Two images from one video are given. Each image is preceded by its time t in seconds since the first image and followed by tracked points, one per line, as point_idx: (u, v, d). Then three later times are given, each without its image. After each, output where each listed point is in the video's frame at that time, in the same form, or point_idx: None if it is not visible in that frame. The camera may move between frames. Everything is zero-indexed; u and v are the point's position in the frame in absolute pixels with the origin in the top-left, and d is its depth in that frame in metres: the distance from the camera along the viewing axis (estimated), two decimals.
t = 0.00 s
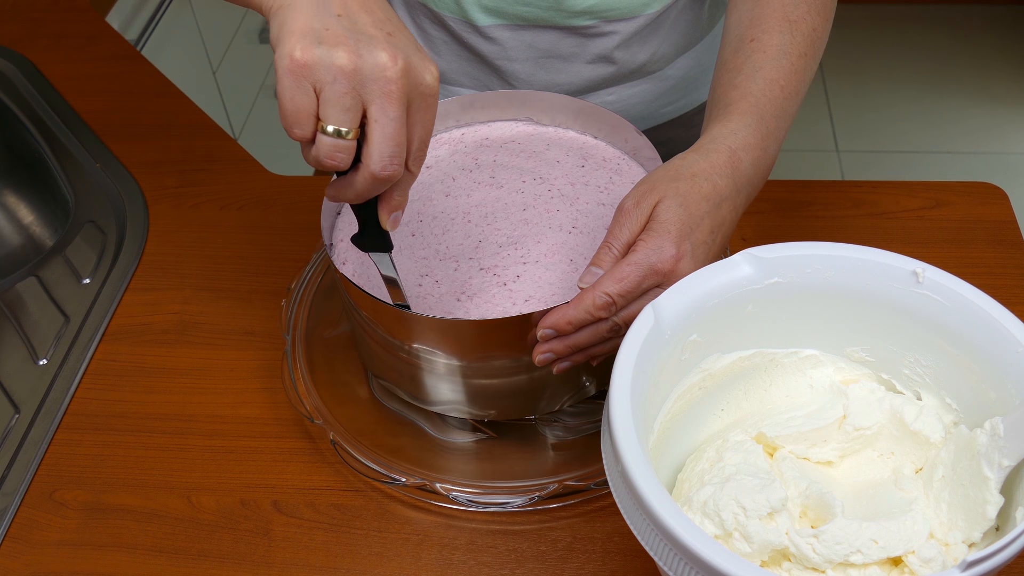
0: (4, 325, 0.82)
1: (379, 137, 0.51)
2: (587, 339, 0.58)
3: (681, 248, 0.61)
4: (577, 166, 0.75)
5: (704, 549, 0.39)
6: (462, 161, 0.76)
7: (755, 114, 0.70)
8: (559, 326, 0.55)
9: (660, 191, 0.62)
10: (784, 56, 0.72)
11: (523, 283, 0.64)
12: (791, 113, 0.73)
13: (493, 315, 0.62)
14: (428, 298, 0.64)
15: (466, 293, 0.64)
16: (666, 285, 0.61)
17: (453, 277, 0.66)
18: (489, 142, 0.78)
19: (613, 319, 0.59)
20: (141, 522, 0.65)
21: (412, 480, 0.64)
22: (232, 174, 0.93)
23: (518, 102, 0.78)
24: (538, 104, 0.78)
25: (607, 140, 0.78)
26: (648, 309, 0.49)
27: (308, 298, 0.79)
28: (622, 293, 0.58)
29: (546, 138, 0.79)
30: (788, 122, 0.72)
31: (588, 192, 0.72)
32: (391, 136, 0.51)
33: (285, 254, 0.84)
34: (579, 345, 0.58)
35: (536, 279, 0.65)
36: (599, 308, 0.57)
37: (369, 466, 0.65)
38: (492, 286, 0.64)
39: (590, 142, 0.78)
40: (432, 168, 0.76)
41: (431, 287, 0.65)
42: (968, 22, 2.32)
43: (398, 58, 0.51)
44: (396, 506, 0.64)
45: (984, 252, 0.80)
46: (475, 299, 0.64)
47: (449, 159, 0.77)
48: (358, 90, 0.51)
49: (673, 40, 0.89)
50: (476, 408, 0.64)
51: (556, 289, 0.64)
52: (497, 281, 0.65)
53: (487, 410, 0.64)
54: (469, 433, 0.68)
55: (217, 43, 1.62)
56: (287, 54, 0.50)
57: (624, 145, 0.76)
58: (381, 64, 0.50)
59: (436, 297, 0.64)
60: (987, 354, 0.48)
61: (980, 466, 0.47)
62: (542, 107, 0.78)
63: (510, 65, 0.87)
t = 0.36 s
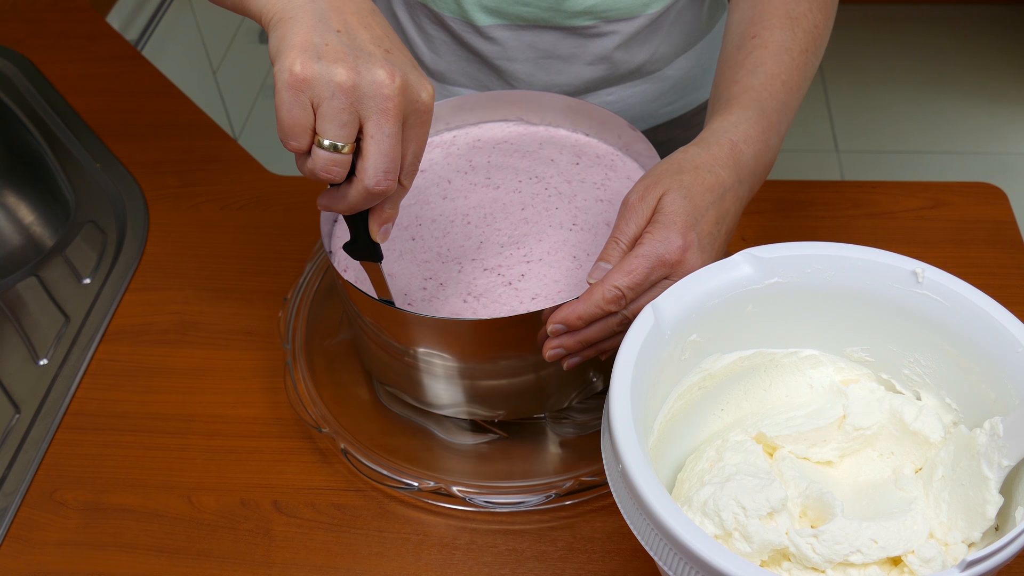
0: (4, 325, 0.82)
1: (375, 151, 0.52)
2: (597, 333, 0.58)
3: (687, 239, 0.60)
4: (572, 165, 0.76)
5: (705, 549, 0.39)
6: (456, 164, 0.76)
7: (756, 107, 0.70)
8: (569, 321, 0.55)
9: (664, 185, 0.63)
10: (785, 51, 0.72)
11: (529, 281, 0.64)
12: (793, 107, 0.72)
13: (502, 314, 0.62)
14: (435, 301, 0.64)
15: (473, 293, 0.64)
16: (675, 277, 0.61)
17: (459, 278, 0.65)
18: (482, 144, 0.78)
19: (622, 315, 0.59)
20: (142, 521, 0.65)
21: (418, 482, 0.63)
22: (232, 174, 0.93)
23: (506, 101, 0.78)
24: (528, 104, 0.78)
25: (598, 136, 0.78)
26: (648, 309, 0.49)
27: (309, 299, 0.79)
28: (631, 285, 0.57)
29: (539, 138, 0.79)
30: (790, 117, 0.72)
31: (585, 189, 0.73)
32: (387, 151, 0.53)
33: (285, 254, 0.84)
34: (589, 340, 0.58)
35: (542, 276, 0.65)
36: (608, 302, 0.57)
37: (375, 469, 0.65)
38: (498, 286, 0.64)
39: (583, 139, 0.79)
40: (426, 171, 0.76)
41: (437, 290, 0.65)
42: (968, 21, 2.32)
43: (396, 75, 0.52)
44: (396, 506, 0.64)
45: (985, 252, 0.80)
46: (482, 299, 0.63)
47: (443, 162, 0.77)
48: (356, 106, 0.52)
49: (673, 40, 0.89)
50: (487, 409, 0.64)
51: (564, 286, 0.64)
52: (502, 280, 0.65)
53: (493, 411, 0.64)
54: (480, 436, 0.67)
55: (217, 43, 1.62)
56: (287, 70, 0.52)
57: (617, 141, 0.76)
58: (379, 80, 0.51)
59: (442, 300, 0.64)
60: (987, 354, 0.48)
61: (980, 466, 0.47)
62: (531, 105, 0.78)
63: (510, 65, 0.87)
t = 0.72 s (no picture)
0: (4, 325, 0.82)
1: (361, 165, 0.54)
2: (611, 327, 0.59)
3: (695, 224, 0.60)
4: (564, 162, 0.76)
5: (705, 550, 0.39)
6: (448, 168, 0.76)
7: (756, 96, 0.70)
8: (585, 315, 0.55)
9: (668, 174, 0.63)
10: (787, 43, 0.72)
11: (537, 279, 0.64)
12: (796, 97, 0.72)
13: (515, 312, 0.61)
14: (443, 304, 0.63)
15: (482, 294, 0.63)
16: (687, 263, 0.61)
17: (467, 280, 0.65)
18: (471, 145, 0.78)
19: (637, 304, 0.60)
20: (142, 522, 0.65)
21: (419, 483, 0.63)
22: (232, 174, 0.93)
23: (494, 102, 0.78)
24: (517, 103, 0.78)
25: (587, 132, 0.79)
26: (648, 309, 0.49)
27: (309, 298, 0.79)
28: (644, 275, 0.58)
29: (529, 137, 0.79)
30: (793, 105, 0.72)
31: (580, 185, 0.73)
32: (373, 165, 0.54)
33: (285, 254, 0.84)
34: (605, 332, 0.58)
35: (550, 274, 0.65)
36: (622, 294, 0.57)
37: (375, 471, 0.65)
38: (508, 286, 0.64)
39: (572, 135, 0.79)
40: (418, 176, 0.75)
41: (445, 292, 0.64)
42: (968, 21, 2.32)
43: (386, 92, 0.53)
44: (396, 506, 0.64)
45: (985, 252, 0.80)
46: (492, 300, 0.63)
47: (435, 165, 0.76)
48: (345, 120, 0.53)
49: (673, 40, 0.89)
50: (498, 410, 0.63)
51: (573, 282, 0.64)
52: (510, 279, 0.64)
53: (501, 412, 0.63)
54: (497, 437, 0.67)
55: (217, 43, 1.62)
56: (279, 82, 0.53)
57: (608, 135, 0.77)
58: (369, 96, 0.52)
59: (451, 302, 0.63)
60: (987, 354, 0.48)
61: (980, 466, 0.47)
62: (521, 104, 0.78)
63: (511, 65, 0.87)
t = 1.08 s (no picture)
0: (4, 324, 0.82)
1: (350, 166, 0.54)
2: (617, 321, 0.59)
3: (697, 215, 0.60)
4: (559, 160, 0.76)
5: (705, 550, 0.39)
6: (444, 170, 0.76)
7: (753, 89, 0.70)
8: (592, 310, 0.55)
9: (668, 166, 0.63)
10: (786, 37, 0.72)
11: (541, 277, 0.64)
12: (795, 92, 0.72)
13: (520, 311, 0.61)
14: (448, 306, 0.62)
15: (487, 294, 0.63)
16: (692, 255, 0.60)
17: (471, 280, 0.65)
18: (465, 147, 0.78)
19: (644, 299, 0.60)
20: (142, 522, 0.65)
21: (419, 482, 0.63)
22: (232, 174, 0.93)
23: (489, 103, 0.78)
24: (510, 104, 0.78)
25: (580, 131, 0.79)
26: (648, 309, 0.49)
27: (309, 299, 0.79)
28: (650, 267, 0.57)
29: (522, 137, 0.79)
30: (792, 99, 0.72)
31: (578, 183, 0.73)
32: (362, 167, 0.54)
33: (286, 253, 0.84)
34: (612, 327, 0.58)
35: (553, 272, 0.65)
36: (629, 286, 0.56)
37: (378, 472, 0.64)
38: (512, 285, 0.64)
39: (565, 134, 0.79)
40: (414, 179, 0.75)
41: (449, 294, 0.63)
42: (968, 22, 2.32)
43: (380, 96, 0.53)
44: (396, 506, 0.64)
45: (985, 251, 0.80)
46: (498, 299, 0.62)
47: (431, 168, 0.76)
48: (337, 121, 0.53)
49: (673, 40, 0.89)
50: (506, 409, 0.63)
51: (578, 279, 0.64)
52: (514, 279, 0.64)
53: (502, 412, 0.63)
54: (503, 437, 0.67)
55: (217, 43, 1.62)
56: (274, 79, 0.53)
57: (603, 133, 0.77)
58: (363, 100, 0.52)
59: (456, 303, 0.63)
60: (987, 353, 0.48)
61: (980, 466, 0.47)
62: (515, 104, 0.78)
63: (511, 65, 0.87)
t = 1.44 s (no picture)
0: (4, 324, 0.82)
1: (337, 163, 0.55)
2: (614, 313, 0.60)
3: (698, 207, 0.60)
4: (555, 159, 0.76)
5: (705, 550, 0.39)
6: (441, 172, 0.76)
7: (752, 82, 0.70)
8: (599, 306, 0.55)
9: (668, 160, 0.63)
10: (786, 32, 0.72)
11: (544, 276, 0.64)
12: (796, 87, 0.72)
13: (525, 310, 0.61)
14: (452, 307, 0.62)
15: (491, 294, 0.63)
16: (695, 246, 0.60)
17: (475, 280, 0.64)
18: (460, 149, 0.78)
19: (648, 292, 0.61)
20: (142, 522, 0.65)
21: (421, 482, 0.63)
22: (232, 174, 0.93)
23: (486, 104, 0.78)
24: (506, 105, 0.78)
25: (574, 129, 0.79)
26: (648, 309, 0.49)
27: (309, 298, 0.79)
28: (653, 261, 0.57)
29: (517, 137, 0.79)
30: (792, 94, 0.72)
31: (575, 181, 0.73)
32: (348, 164, 0.55)
33: (286, 254, 0.84)
34: (620, 322, 0.58)
35: (557, 270, 0.65)
36: (633, 281, 0.56)
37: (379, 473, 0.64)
38: (516, 285, 0.63)
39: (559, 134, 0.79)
40: (411, 183, 0.75)
41: (453, 295, 0.63)
42: (969, 22, 2.32)
43: (370, 96, 0.54)
44: (396, 506, 0.64)
45: (986, 252, 0.80)
46: (502, 299, 0.62)
47: (427, 171, 0.76)
48: (327, 119, 0.54)
49: (673, 40, 0.89)
50: (509, 410, 0.63)
51: (581, 278, 0.64)
52: (517, 278, 0.64)
53: (502, 412, 0.63)
54: (503, 437, 0.67)
55: (217, 44, 1.62)
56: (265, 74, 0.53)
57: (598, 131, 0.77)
58: (353, 101, 0.53)
59: (460, 304, 0.62)
60: (987, 353, 0.48)
61: (980, 466, 0.47)
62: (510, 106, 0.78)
63: (510, 65, 0.87)
